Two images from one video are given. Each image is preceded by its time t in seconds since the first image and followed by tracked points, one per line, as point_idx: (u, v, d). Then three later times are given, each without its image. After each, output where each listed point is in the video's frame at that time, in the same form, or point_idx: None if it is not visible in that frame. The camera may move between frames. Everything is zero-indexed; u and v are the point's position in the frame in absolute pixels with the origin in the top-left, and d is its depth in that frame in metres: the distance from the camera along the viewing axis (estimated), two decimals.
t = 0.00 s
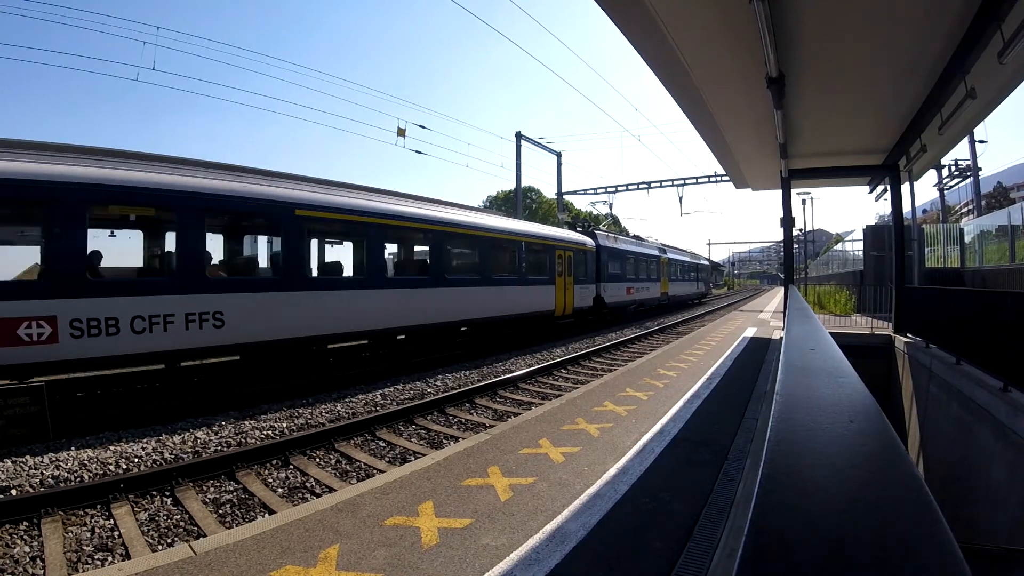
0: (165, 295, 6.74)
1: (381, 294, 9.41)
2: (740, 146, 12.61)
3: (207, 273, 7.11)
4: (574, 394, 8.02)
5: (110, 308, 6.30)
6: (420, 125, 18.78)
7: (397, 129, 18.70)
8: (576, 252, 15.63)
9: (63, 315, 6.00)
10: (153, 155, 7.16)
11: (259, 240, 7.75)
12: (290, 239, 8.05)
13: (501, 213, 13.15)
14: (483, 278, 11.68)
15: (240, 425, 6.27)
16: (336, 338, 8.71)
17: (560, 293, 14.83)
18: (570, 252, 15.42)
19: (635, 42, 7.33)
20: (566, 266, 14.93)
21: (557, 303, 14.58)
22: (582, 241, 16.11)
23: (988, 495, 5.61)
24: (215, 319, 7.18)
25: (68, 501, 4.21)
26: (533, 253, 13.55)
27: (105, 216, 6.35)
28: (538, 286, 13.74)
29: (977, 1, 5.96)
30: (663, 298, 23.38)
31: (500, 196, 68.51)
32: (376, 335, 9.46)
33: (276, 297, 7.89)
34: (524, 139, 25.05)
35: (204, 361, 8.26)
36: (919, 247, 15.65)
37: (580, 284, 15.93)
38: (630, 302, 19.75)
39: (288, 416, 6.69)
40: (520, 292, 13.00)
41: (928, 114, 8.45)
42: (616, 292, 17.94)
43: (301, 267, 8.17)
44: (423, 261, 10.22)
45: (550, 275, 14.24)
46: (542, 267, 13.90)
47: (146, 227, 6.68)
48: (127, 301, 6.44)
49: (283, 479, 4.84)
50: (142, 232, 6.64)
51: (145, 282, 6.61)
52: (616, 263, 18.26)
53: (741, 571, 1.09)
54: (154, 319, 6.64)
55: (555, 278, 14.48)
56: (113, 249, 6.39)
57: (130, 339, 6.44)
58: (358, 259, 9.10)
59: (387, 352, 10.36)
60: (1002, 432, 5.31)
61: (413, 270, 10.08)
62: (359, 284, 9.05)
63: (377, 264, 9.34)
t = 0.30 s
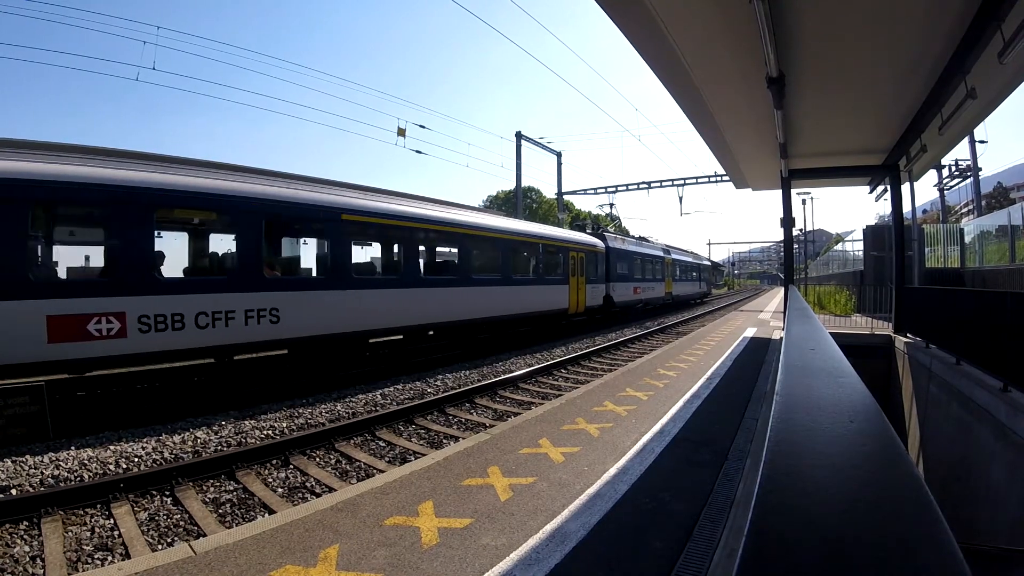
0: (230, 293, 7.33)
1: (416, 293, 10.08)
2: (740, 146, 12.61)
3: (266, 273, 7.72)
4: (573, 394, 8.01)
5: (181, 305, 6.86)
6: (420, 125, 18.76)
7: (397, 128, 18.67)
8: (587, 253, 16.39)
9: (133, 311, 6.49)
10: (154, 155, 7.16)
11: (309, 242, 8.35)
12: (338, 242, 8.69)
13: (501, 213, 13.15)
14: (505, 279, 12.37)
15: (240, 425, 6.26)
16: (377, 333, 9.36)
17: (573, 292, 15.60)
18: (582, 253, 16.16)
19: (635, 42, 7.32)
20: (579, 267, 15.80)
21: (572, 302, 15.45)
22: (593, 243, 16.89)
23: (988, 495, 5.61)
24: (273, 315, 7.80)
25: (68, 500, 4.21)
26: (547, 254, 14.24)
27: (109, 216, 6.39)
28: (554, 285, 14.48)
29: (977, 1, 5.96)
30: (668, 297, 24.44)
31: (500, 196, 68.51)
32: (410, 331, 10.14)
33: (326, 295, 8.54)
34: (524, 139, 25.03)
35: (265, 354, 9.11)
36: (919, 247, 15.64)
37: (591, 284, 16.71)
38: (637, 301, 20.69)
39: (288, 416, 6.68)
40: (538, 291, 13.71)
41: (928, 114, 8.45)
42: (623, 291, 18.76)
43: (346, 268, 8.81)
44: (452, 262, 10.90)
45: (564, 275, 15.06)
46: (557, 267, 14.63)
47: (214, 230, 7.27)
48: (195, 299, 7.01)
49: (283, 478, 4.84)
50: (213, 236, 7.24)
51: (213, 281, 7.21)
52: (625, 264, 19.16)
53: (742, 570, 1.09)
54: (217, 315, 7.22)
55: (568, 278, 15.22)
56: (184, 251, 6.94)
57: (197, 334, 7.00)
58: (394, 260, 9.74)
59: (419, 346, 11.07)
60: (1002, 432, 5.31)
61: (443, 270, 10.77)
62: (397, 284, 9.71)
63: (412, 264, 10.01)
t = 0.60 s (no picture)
0: (288, 290, 7.94)
1: (449, 291, 10.79)
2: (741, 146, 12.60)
3: (318, 272, 8.33)
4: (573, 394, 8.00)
5: (244, 301, 7.45)
6: (420, 125, 18.78)
7: (398, 129, 18.67)
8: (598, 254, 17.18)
9: (200, 307, 7.04)
10: (158, 155, 7.17)
11: (324, 242, 8.51)
12: (381, 245, 9.37)
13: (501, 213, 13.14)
14: (526, 279, 13.07)
15: (240, 424, 6.26)
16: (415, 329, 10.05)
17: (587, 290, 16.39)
18: (594, 254, 16.94)
19: (636, 42, 7.33)
20: (593, 267, 16.60)
21: (586, 300, 16.28)
22: (603, 245, 17.68)
23: (988, 495, 5.60)
24: (325, 311, 8.44)
25: (68, 499, 4.21)
26: (563, 255, 14.96)
27: (114, 216, 6.39)
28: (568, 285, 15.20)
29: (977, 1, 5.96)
30: (672, 297, 25.30)
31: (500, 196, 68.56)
32: (443, 327, 10.87)
33: (371, 293, 9.23)
34: (525, 139, 25.09)
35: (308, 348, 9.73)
36: (919, 247, 15.63)
37: (601, 284, 17.54)
38: (643, 299, 21.60)
39: (288, 416, 6.67)
40: (554, 289, 14.46)
41: (928, 115, 8.45)
42: (631, 291, 19.60)
43: (389, 268, 9.50)
44: (479, 262, 11.59)
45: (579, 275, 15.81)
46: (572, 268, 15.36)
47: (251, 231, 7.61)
48: (256, 296, 7.59)
49: (282, 478, 4.84)
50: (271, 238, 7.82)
51: (273, 279, 7.80)
52: (633, 264, 20.02)
53: (742, 570, 1.09)
54: (276, 311, 7.83)
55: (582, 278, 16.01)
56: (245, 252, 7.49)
57: (257, 328, 7.59)
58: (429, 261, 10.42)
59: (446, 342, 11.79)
60: (1002, 432, 5.31)
61: (470, 271, 11.46)
62: (433, 283, 10.42)
63: (444, 264, 10.71)
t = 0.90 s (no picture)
0: (340, 289, 8.68)
1: (478, 290, 11.60)
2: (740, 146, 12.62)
3: (366, 274, 9.11)
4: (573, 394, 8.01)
5: (302, 300, 8.15)
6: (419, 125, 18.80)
7: (398, 129, 18.71)
8: (609, 256, 18.01)
9: (263, 305, 7.71)
10: (156, 155, 7.18)
11: (323, 242, 8.51)
12: (419, 248, 10.15)
13: (501, 213, 13.15)
14: (525, 278, 13.11)
15: (240, 425, 6.26)
16: (448, 325, 10.83)
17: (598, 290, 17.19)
18: (604, 255, 17.75)
19: (635, 41, 7.32)
20: (603, 267, 17.47)
21: (598, 298, 17.18)
22: (613, 246, 18.51)
23: (988, 495, 5.60)
24: (371, 308, 9.20)
25: (68, 500, 4.21)
26: (576, 256, 15.81)
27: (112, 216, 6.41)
28: (579, 285, 15.96)
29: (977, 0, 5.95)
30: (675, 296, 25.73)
31: (500, 196, 68.64)
32: (471, 323, 11.67)
33: (398, 292, 9.76)
34: (524, 139, 25.19)
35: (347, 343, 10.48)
36: (919, 246, 15.64)
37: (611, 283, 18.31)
38: (648, 299, 22.36)
39: (288, 416, 6.68)
40: (555, 289, 14.49)
41: (928, 114, 8.44)
42: (639, 290, 20.41)
43: (425, 269, 10.26)
44: (502, 263, 12.38)
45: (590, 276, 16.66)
46: (584, 268, 16.16)
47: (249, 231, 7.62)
48: (311, 295, 8.29)
49: (282, 478, 4.84)
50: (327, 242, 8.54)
51: (326, 279, 8.51)
52: (640, 265, 20.89)
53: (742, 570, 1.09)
54: (329, 309, 8.55)
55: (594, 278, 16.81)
56: (305, 255, 8.22)
57: (313, 323, 8.30)
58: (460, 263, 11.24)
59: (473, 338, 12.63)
60: (1002, 432, 5.31)
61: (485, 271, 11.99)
62: (454, 282, 10.96)
63: (463, 265, 11.24)
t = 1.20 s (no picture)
0: (386, 288, 9.43)
1: (503, 290, 12.37)
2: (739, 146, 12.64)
3: (408, 274, 9.86)
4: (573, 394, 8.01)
5: (354, 298, 8.91)
6: (419, 125, 18.85)
7: (398, 129, 18.72)
8: (619, 257, 18.71)
9: (320, 303, 8.42)
10: (153, 155, 7.19)
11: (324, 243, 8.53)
12: (454, 251, 10.94)
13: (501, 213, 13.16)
14: (526, 278, 13.12)
15: (240, 425, 6.26)
16: (476, 322, 11.57)
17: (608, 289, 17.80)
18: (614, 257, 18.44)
19: (635, 42, 7.32)
20: (613, 268, 18.19)
21: (609, 298, 17.91)
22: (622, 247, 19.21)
23: (988, 495, 5.60)
24: (412, 306, 9.96)
25: (68, 500, 4.21)
26: (589, 258, 16.54)
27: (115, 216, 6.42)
28: (580, 285, 15.98)
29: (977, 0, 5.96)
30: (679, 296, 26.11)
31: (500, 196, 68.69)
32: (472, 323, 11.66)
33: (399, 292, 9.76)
34: (524, 139, 25.23)
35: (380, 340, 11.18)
36: (919, 246, 15.63)
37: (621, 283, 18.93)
38: (654, 298, 22.95)
39: (288, 416, 6.68)
40: (555, 290, 14.50)
41: (928, 114, 8.45)
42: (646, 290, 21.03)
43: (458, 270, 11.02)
44: (502, 263, 12.39)
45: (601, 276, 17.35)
46: (596, 269, 16.86)
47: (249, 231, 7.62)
48: (361, 294, 9.02)
49: (283, 478, 4.84)
50: (373, 245, 9.30)
51: (373, 279, 9.26)
52: (647, 265, 21.52)
53: (742, 571, 1.09)
54: (376, 306, 9.30)
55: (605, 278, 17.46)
56: (355, 257, 8.97)
57: (362, 320, 9.02)
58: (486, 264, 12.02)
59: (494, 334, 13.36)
60: (1002, 432, 5.31)
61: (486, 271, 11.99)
62: (455, 283, 10.97)
63: (464, 265, 11.24)
